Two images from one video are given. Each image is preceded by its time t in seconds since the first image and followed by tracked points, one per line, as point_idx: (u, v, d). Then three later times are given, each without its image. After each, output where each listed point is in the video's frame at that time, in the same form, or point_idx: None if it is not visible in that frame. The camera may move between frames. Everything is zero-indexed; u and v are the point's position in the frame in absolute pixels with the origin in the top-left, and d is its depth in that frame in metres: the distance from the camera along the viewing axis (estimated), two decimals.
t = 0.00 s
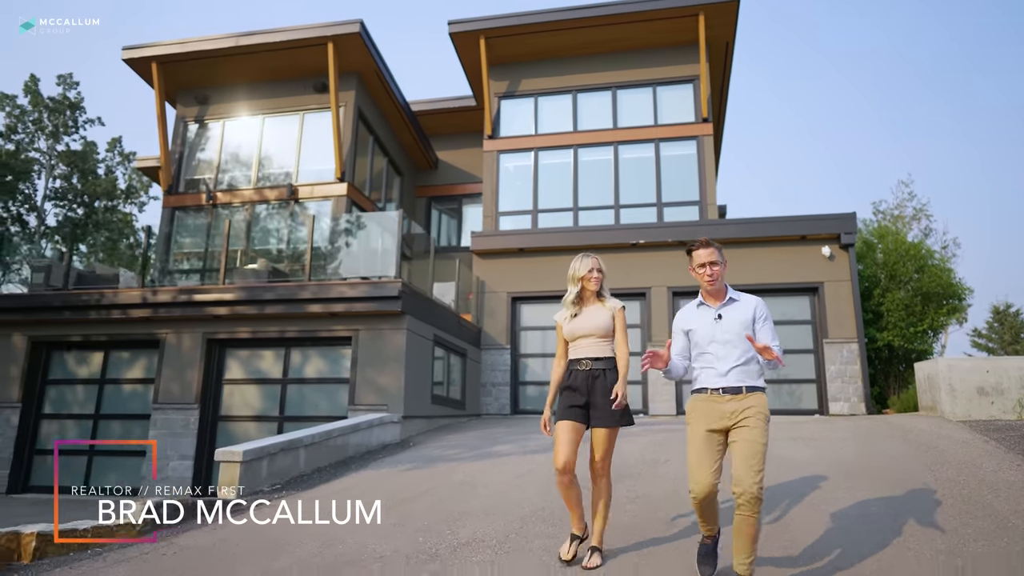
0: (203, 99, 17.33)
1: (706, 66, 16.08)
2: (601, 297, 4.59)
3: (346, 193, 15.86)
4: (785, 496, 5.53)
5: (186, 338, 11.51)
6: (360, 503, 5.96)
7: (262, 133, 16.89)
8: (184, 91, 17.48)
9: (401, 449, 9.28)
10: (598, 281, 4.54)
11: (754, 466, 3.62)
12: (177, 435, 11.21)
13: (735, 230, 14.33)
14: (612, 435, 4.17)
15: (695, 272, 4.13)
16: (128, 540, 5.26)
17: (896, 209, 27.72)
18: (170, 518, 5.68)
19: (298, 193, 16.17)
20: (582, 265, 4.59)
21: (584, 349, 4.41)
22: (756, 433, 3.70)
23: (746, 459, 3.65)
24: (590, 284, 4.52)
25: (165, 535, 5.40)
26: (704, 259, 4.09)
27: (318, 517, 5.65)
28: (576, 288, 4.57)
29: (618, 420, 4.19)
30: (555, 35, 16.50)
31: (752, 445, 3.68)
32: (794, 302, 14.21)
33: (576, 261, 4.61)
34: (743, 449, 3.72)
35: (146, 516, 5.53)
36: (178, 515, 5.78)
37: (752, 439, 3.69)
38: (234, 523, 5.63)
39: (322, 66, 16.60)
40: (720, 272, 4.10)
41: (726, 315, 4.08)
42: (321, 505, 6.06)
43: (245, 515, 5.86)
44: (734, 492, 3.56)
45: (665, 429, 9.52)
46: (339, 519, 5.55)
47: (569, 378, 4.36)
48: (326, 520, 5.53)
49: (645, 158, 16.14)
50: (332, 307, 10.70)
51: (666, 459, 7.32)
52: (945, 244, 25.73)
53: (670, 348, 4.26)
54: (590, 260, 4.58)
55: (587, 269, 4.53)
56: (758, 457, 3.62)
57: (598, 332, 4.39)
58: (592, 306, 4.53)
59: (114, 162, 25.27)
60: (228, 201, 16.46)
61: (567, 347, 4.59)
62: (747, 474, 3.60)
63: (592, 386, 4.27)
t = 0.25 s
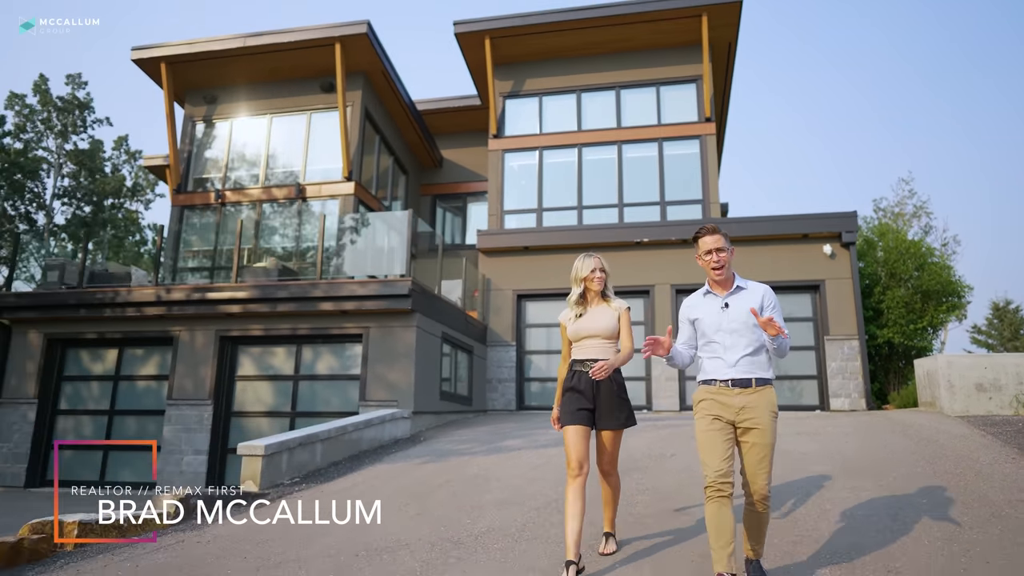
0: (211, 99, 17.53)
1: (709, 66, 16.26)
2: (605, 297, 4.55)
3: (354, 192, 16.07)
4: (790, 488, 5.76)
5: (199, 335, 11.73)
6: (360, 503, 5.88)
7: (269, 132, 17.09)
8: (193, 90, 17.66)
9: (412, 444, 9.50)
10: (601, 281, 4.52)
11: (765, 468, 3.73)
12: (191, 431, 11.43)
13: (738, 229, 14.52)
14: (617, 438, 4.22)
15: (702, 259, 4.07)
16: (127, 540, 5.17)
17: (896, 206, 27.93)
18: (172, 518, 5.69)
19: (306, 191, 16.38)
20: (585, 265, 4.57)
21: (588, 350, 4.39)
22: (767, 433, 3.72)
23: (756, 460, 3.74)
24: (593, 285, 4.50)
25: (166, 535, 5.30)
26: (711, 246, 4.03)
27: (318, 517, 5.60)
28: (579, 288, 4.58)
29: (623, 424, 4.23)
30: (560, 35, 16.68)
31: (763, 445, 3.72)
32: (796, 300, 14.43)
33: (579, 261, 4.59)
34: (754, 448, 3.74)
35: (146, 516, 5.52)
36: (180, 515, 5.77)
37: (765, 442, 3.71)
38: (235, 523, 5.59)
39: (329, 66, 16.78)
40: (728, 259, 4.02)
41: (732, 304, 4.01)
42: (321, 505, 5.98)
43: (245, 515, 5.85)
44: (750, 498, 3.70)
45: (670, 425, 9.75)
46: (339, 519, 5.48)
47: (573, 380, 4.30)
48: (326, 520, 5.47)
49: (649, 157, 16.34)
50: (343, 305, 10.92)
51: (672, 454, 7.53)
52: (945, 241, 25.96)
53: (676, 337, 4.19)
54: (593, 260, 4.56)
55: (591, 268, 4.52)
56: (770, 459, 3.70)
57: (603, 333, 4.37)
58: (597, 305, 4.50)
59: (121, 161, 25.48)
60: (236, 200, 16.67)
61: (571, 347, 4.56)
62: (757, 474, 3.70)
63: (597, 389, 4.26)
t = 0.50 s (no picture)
0: (218, 99, 17.71)
1: (711, 67, 16.45)
2: (606, 296, 4.70)
3: (360, 191, 16.26)
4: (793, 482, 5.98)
5: (211, 333, 11.94)
6: (360, 503, 5.90)
7: (276, 131, 17.28)
8: (200, 91, 17.85)
9: (422, 440, 9.73)
10: (602, 280, 4.64)
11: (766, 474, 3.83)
12: (204, 427, 11.65)
13: (740, 228, 14.71)
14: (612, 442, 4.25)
15: (700, 263, 4.17)
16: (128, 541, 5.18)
17: (896, 204, 28.16)
18: (171, 519, 5.61)
19: (313, 190, 16.56)
20: (586, 263, 4.69)
21: (591, 349, 4.53)
22: (766, 439, 3.82)
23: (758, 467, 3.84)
24: (594, 284, 4.63)
25: (167, 536, 5.33)
26: (709, 249, 4.13)
27: (317, 517, 5.59)
28: (579, 287, 4.73)
29: (618, 426, 4.27)
30: (564, 36, 16.86)
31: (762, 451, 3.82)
32: (796, 297, 14.65)
33: (580, 260, 4.72)
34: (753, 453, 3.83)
35: (146, 516, 5.47)
36: (179, 516, 5.69)
37: (764, 448, 3.80)
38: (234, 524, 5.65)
39: (336, 66, 16.96)
40: (724, 262, 4.15)
41: (730, 309, 4.12)
42: (321, 505, 5.99)
43: (245, 515, 5.90)
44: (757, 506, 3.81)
45: (674, 421, 9.98)
46: (339, 519, 5.48)
47: (569, 378, 4.42)
48: (326, 520, 5.47)
49: (651, 157, 16.54)
50: (353, 304, 11.15)
51: (677, 449, 7.76)
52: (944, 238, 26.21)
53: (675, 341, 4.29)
54: (593, 259, 4.68)
55: (592, 268, 4.63)
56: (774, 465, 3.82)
57: (604, 332, 4.51)
58: (598, 305, 4.64)
59: (126, 159, 25.66)
60: (244, 199, 16.84)
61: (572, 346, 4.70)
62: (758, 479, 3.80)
63: (593, 389, 4.34)
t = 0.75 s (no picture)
0: (225, 98, 17.86)
1: (713, 66, 16.61)
2: (612, 291, 4.47)
3: (366, 190, 16.44)
4: (797, 476, 6.18)
5: (221, 331, 12.12)
6: (360, 503, 5.83)
7: (282, 131, 17.43)
8: (206, 90, 18.01)
9: (432, 436, 9.92)
10: (607, 274, 4.40)
11: (753, 460, 3.44)
12: (215, 423, 11.84)
13: (742, 226, 14.87)
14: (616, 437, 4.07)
15: (701, 243, 3.91)
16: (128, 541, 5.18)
17: (897, 201, 28.36)
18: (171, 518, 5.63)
19: (320, 189, 16.74)
20: (593, 257, 4.44)
21: (593, 346, 4.31)
22: (758, 426, 3.48)
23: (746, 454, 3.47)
24: (599, 279, 4.38)
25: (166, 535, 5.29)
26: (713, 230, 3.85)
27: (318, 517, 5.53)
28: (585, 281, 4.44)
29: (621, 421, 4.09)
30: (567, 36, 17.02)
31: (752, 435, 3.48)
32: (798, 295, 14.84)
33: (586, 253, 4.46)
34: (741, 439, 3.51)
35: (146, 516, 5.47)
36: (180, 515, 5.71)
37: (749, 431, 3.49)
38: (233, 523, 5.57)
39: (341, 66, 17.11)
40: (729, 243, 3.88)
41: (731, 291, 3.85)
42: (323, 506, 5.96)
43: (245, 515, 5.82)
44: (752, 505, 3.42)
45: (678, 417, 10.17)
46: (339, 519, 5.40)
47: (574, 376, 4.30)
48: (326, 520, 5.39)
49: (654, 156, 16.71)
50: (363, 302, 11.35)
51: (683, 444, 7.95)
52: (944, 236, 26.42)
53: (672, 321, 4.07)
54: (599, 253, 4.45)
55: (596, 261, 4.40)
56: (758, 450, 3.43)
57: (607, 329, 4.29)
58: (603, 300, 4.42)
59: (132, 157, 25.81)
60: (251, 197, 17.01)
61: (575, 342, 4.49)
62: (746, 470, 3.43)
63: (596, 386, 4.19)
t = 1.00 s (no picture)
0: (230, 96, 18.02)
1: (714, 65, 16.80)
2: (617, 291, 4.36)
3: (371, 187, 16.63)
4: (798, 466, 6.41)
5: (231, 326, 12.31)
6: (360, 503, 5.71)
7: (287, 128, 17.60)
8: (212, 88, 18.17)
9: (440, 429, 10.13)
10: (611, 273, 4.31)
11: (751, 457, 3.39)
12: (226, 417, 12.06)
13: (743, 223, 15.06)
14: (627, 439, 3.88)
15: (703, 241, 3.82)
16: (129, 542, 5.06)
17: (894, 197, 28.63)
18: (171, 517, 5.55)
19: (325, 186, 16.92)
20: (597, 256, 4.38)
21: (598, 347, 4.18)
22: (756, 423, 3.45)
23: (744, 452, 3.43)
24: (604, 278, 4.30)
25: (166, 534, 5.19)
26: (713, 228, 3.78)
27: (318, 517, 5.40)
28: (590, 281, 4.38)
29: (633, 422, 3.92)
30: (569, 34, 17.19)
31: (752, 434, 3.45)
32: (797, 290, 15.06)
33: (590, 252, 4.40)
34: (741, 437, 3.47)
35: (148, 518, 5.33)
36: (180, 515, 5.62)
37: (749, 429, 3.45)
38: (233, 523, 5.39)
39: (346, 64, 17.27)
40: (729, 241, 3.77)
41: (733, 289, 3.77)
42: (322, 505, 5.81)
43: (244, 515, 5.63)
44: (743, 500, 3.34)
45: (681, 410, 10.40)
46: (339, 519, 5.29)
47: (581, 380, 4.14)
48: (326, 520, 5.27)
49: (655, 153, 16.91)
50: (371, 298, 11.56)
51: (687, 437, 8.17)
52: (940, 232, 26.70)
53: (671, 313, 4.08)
54: (604, 252, 4.37)
55: (600, 260, 4.33)
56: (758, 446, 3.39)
57: (611, 329, 4.17)
58: (607, 300, 4.31)
59: (135, 153, 25.94)
60: (256, 194, 17.18)
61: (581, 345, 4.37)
62: (744, 467, 3.37)
63: (604, 388, 4.03)
